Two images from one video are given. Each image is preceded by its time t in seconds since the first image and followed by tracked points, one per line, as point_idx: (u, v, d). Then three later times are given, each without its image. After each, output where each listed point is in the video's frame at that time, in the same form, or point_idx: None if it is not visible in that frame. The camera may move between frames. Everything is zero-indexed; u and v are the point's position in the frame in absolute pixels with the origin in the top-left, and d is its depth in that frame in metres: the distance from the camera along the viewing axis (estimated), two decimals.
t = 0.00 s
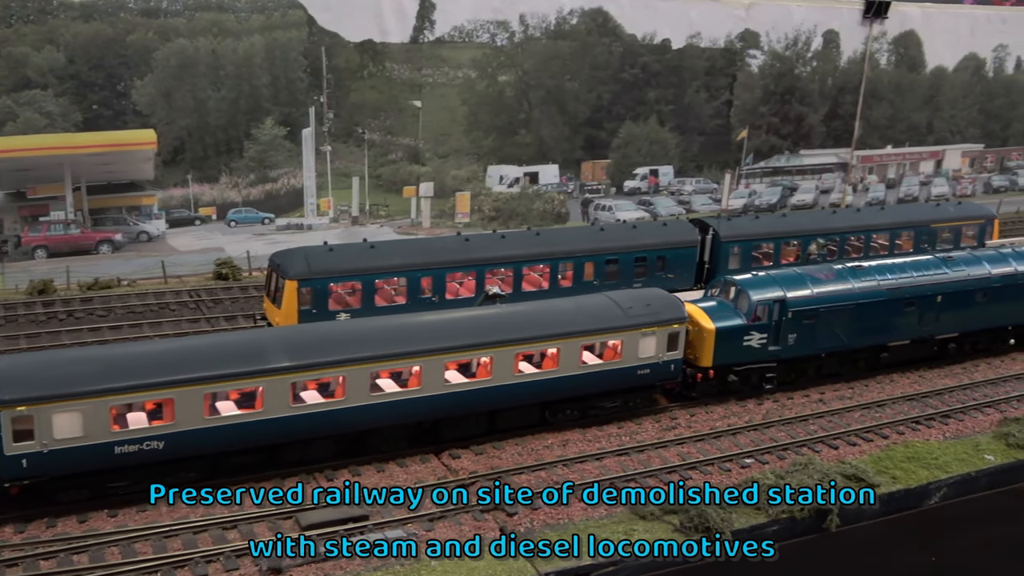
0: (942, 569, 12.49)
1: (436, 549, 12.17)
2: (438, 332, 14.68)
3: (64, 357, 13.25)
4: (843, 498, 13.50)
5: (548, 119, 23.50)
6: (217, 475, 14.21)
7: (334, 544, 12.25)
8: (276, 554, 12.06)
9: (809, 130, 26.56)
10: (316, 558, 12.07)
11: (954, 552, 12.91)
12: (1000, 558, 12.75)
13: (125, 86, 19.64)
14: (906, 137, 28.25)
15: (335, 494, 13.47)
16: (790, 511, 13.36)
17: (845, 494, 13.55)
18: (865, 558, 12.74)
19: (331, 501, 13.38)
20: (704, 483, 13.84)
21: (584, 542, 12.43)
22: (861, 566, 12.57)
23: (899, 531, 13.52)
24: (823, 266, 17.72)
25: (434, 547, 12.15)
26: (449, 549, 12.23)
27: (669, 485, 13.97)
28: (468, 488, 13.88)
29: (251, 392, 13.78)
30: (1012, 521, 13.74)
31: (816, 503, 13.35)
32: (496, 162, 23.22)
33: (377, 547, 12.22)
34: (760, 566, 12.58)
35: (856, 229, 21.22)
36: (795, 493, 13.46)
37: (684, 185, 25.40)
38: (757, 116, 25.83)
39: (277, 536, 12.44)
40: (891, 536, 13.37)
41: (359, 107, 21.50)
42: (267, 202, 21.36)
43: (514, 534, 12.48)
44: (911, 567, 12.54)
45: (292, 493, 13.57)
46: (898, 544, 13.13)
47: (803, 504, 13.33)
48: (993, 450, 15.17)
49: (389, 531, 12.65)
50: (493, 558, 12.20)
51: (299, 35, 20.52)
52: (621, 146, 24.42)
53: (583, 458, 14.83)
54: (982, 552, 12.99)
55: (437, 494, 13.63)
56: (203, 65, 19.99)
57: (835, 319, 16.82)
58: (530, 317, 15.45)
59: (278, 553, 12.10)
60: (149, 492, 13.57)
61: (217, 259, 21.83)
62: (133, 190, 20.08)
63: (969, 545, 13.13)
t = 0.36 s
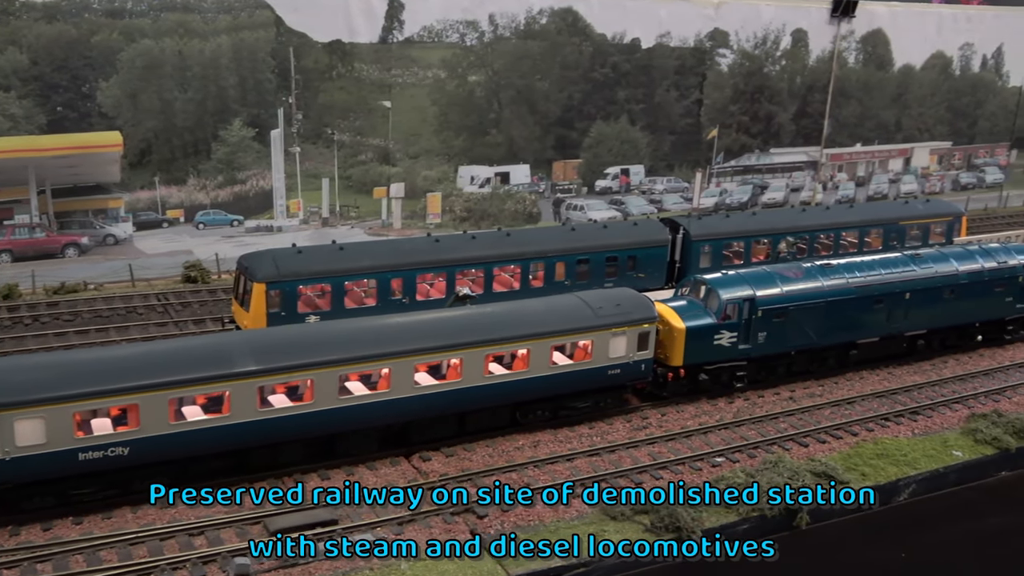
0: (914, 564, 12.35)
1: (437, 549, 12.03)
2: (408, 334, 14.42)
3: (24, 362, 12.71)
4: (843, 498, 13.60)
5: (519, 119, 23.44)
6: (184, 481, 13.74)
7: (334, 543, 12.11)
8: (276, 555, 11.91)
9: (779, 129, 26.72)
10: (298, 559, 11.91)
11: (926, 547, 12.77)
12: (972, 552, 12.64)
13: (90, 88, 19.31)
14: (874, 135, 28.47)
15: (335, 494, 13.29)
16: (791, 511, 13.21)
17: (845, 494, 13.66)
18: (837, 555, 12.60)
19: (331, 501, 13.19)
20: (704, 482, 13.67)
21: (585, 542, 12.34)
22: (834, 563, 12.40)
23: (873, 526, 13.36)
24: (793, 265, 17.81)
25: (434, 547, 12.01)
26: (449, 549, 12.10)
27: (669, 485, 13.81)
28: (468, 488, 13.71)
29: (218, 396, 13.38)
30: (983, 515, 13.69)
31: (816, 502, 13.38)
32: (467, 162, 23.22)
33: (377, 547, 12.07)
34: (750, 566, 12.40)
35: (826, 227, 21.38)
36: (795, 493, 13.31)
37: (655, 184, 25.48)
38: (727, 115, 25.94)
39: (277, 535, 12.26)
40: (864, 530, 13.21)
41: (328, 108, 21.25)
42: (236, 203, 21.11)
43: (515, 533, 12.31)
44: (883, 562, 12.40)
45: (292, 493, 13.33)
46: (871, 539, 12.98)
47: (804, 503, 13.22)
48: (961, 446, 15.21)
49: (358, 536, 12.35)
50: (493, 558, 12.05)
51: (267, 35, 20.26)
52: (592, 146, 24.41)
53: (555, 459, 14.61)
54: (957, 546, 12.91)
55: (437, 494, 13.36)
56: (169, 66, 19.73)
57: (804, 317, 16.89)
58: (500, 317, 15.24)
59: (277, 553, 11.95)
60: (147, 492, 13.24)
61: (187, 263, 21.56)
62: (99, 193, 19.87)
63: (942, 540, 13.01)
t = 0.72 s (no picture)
0: (889, 562, 12.31)
1: (436, 549, 11.92)
2: (381, 336, 14.20)
3: None
4: (843, 498, 13.65)
5: (494, 119, 23.39)
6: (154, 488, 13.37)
7: (334, 544, 12.02)
8: (276, 555, 11.86)
9: (754, 128, 26.80)
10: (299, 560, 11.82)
11: (902, 545, 12.72)
12: (947, 549, 12.62)
13: (59, 90, 19.01)
14: (848, 134, 28.62)
15: (335, 494, 13.18)
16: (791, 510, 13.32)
17: (844, 494, 13.70)
18: (813, 554, 12.52)
19: (331, 501, 13.10)
20: (704, 482, 13.50)
21: (585, 542, 12.24)
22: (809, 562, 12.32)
23: (848, 524, 13.29)
24: (767, 264, 17.87)
25: (433, 547, 11.90)
26: (449, 549, 11.99)
27: (669, 485, 13.75)
28: (467, 487, 13.63)
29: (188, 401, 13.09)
30: (956, 512, 13.70)
31: (816, 502, 13.53)
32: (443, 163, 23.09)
33: (376, 547, 12.02)
34: (750, 566, 12.30)
35: (801, 226, 21.53)
36: (795, 494, 13.46)
37: (631, 184, 25.52)
38: (702, 115, 25.99)
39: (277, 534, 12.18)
40: (840, 528, 13.14)
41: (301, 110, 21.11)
42: (208, 206, 20.98)
43: (515, 533, 12.19)
44: (859, 561, 12.34)
45: (291, 493, 13.18)
46: (847, 537, 12.92)
47: (804, 503, 13.41)
48: (934, 443, 15.25)
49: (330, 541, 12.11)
50: (493, 558, 11.87)
51: (239, 36, 20.07)
52: (568, 146, 24.43)
53: (529, 461, 14.48)
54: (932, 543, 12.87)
55: (437, 493, 13.25)
56: (140, 67, 19.52)
57: (778, 317, 16.96)
58: (474, 319, 15.05)
59: (278, 552, 11.90)
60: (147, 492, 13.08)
61: (159, 266, 21.38)
62: (69, 195, 19.70)
63: (917, 538, 12.97)
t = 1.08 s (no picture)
0: (866, 562, 12.26)
1: (437, 549, 11.87)
2: (355, 341, 14.05)
3: None
4: (843, 498, 13.77)
5: (470, 120, 23.29)
6: (124, 497, 13.09)
7: (334, 544, 12.00)
8: (276, 555, 11.81)
9: (731, 128, 26.83)
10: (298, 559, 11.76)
11: (879, 544, 12.69)
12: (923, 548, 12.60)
13: (28, 92, 18.70)
14: (824, 134, 28.71)
15: (335, 494, 13.14)
16: (790, 510, 13.42)
17: (844, 494, 13.82)
18: (791, 555, 12.47)
19: (331, 501, 13.04)
20: (705, 482, 13.32)
21: (585, 541, 12.24)
22: (784, 562, 12.28)
23: (825, 525, 13.25)
24: (744, 265, 17.89)
25: (433, 547, 11.85)
26: (449, 549, 11.89)
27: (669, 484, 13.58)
28: (467, 487, 13.63)
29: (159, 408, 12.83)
30: (934, 511, 13.68)
31: (816, 502, 13.61)
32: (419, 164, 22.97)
33: (377, 547, 11.98)
34: (751, 566, 12.28)
35: (777, 226, 21.69)
36: (795, 494, 13.53)
37: (608, 185, 25.46)
38: (678, 115, 25.98)
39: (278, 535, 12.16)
40: (817, 530, 13.10)
41: (275, 111, 20.91)
42: (181, 210, 20.77)
43: (515, 533, 12.17)
44: (836, 562, 12.29)
45: (292, 493, 13.13)
46: (824, 538, 12.87)
47: (804, 503, 13.46)
48: (911, 443, 15.27)
49: (304, 549, 11.88)
50: (493, 558, 11.87)
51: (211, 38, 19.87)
52: (545, 146, 24.37)
53: (506, 465, 14.37)
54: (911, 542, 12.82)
55: (438, 493, 13.21)
56: (110, 69, 19.27)
57: (755, 317, 16.97)
58: (449, 323, 14.93)
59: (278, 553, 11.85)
60: (148, 492, 13.03)
61: (131, 270, 20.98)
62: (38, 199, 19.39)
63: (895, 537, 12.93)
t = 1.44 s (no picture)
0: (845, 564, 12.27)
1: (436, 549, 11.96)
2: (329, 346, 13.92)
3: None
4: (843, 498, 13.83)
5: (447, 122, 23.19)
6: (94, 506, 12.87)
7: (334, 544, 12.08)
8: (276, 555, 11.80)
9: (707, 129, 26.91)
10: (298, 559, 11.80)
11: (858, 545, 12.69)
12: (901, 548, 12.62)
13: None
14: (801, 134, 28.82)
15: (335, 494, 13.20)
16: (790, 510, 13.58)
17: (844, 494, 13.88)
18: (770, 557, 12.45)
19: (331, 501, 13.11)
20: (705, 482, 13.33)
21: (584, 542, 12.17)
22: (783, 562, 12.33)
23: (802, 527, 13.24)
24: (721, 266, 17.90)
25: (433, 547, 11.94)
26: (449, 549, 11.99)
27: (669, 485, 13.60)
28: (468, 488, 13.73)
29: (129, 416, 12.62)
30: (913, 511, 13.70)
31: (816, 503, 13.75)
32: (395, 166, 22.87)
33: (376, 547, 12.05)
34: (751, 566, 12.29)
35: (754, 227, 21.86)
36: (795, 494, 13.68)
37: (586, 187, 25.48)
38: (656, 117, 25.99)
39: (278, 535, 12.18)
40: (796, 531, 13.10)
41: (249, 113, 20.76)
42: (154, 213, 20.56)
43: (515, 534, 12.30)
44: (814, 564, 12.29)
45: (291, 493, 13.21)
46: (802, 540, 12.87)
47: (804, 503, 13.60)
48: (889, 444, 15.32)
49: (279, 557, 11.71)
50: (493, 558, 11.97)
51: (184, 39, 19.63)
52: (522, 148, 24.32)
53: (483, 469, 14.28)
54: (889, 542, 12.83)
55: (438, 493, 13.26)
56: (79, 71, 19.01)
57: (732, 319, 16.98)
58: (425, 327, 14.83)
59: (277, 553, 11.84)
60: (147, 492, 13.00)
61: (103, 275, 20.87)
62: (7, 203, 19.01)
63: (875, 537, 12.93)
